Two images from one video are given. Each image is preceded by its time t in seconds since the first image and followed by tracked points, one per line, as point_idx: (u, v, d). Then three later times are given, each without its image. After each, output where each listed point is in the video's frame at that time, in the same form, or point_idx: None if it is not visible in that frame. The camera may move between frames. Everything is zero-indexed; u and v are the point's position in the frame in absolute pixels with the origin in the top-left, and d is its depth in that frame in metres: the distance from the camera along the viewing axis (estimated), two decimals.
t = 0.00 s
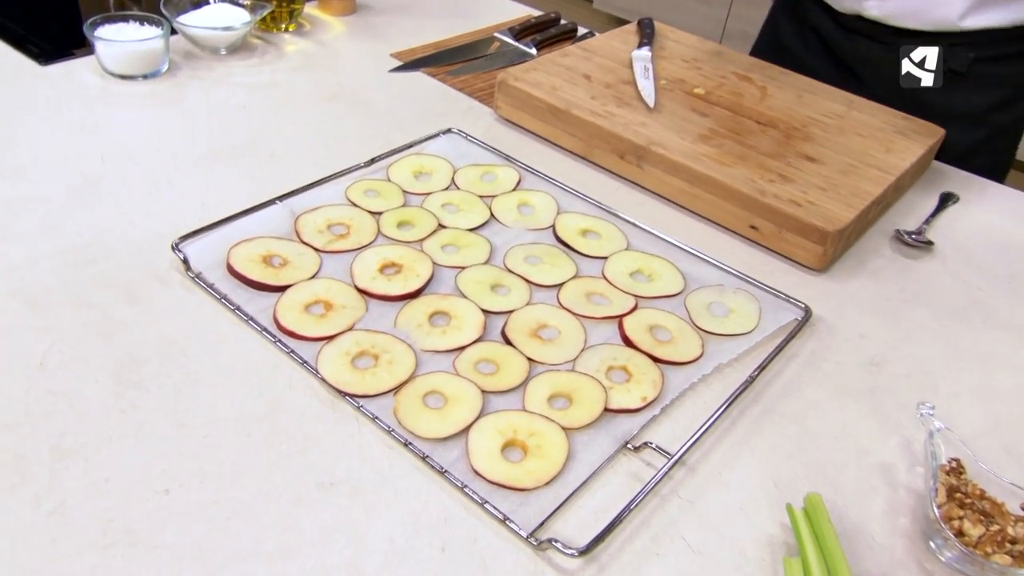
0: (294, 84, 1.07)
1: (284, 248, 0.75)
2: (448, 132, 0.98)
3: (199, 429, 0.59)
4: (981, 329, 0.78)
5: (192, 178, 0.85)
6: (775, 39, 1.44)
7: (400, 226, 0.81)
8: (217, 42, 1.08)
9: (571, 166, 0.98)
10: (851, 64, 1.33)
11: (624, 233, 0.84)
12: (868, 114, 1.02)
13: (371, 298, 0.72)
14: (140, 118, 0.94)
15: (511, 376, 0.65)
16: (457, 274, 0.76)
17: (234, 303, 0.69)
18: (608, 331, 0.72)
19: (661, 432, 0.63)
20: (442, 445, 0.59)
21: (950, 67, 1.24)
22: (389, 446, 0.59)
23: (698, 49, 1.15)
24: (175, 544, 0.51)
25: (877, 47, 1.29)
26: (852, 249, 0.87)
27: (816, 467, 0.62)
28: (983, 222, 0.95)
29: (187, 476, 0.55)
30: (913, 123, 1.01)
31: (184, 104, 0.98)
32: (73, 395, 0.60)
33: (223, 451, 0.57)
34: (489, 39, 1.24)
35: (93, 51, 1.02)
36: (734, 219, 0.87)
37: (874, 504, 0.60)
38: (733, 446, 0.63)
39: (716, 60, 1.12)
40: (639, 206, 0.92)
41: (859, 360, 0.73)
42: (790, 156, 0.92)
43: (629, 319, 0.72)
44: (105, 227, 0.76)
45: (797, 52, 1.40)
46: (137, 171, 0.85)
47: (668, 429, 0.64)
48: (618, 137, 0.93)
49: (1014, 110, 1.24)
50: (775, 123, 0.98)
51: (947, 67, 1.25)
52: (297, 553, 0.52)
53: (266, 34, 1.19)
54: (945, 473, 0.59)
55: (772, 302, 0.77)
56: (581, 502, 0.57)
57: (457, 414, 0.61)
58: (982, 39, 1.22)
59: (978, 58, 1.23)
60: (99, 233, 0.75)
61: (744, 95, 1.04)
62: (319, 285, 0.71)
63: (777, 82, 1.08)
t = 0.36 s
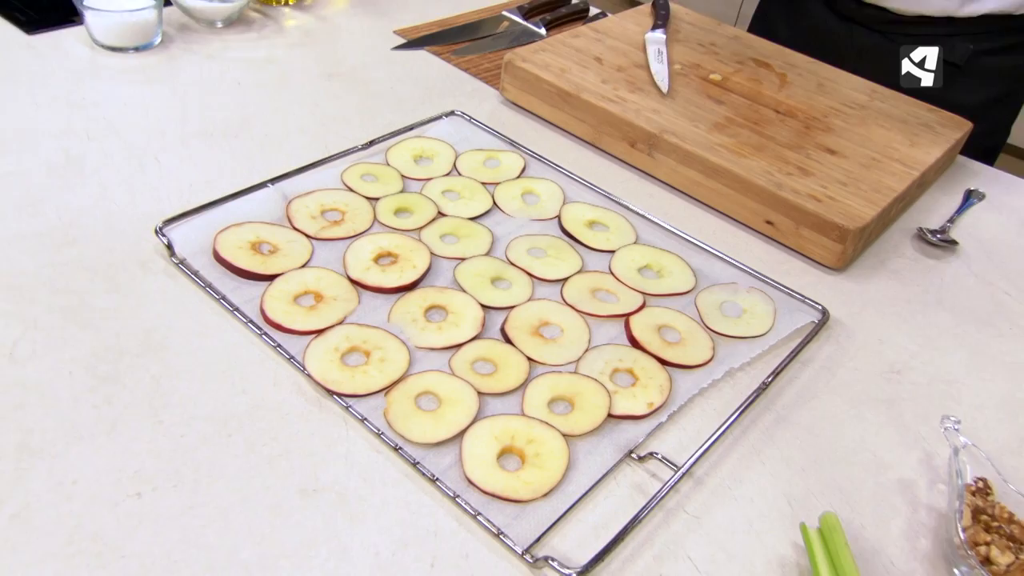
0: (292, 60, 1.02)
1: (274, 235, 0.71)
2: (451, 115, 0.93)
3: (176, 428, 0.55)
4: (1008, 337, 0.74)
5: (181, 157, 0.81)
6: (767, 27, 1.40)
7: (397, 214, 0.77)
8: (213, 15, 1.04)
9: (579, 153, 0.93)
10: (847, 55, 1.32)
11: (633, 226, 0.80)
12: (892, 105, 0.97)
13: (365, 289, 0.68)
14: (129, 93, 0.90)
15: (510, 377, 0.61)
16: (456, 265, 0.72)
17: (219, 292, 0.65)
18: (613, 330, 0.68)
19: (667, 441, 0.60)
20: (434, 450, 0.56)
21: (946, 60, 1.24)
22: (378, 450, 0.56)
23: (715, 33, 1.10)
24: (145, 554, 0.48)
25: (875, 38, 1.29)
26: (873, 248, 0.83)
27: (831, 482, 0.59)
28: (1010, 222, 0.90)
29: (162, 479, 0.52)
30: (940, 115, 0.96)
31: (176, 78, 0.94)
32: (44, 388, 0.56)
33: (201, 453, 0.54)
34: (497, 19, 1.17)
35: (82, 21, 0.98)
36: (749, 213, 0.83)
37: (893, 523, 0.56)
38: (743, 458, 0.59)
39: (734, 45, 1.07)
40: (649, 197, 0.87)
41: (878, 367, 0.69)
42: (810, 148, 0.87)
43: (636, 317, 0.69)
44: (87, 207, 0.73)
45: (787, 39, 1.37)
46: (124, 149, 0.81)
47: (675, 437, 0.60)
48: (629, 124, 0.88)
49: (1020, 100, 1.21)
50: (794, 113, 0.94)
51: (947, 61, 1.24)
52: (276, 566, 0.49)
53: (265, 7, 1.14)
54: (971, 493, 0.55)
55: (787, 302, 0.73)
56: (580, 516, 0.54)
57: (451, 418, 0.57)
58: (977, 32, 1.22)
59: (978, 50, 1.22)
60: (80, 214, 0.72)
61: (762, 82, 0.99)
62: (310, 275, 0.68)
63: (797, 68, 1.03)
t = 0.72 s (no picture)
0: (288, 37, 0.98)
1: (263, 222, 0.67)
2: (453, 98, 0.89)
3: (152, 428, 0.52)
4: None
5: (167, 137, 0.77)
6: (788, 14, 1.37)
7: (394, 202, 0.73)
8: None
9: (586, 142, 0.89)
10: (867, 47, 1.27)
11: (642, 219, 0.76)
12: (914, 97, 0.92)
13: (358, 282, 0.64)
14: (115, 68, 0.85)
15: (509, 380, 0.58)
16: (454, 258, 0.68)
17: (203, 281, 0.62)
18: (619, 331, 0.65)
19: (675, 452, 0.56)
20: (428, 458, 0.52)
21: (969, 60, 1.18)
22: (368, 456, 0.53)
23: (730, 18, 1.05)
24: (113, 566, 0.45)
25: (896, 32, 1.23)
26: (892, 248, 0.79)
27: (848, 498, 0.55)
28: None
29: (135, 485, 0.48)
30: (964, 109, 0.92)
31: (165, 54, 0.90)
32: (11, 383, 0.53)
33: (177, 456, 0.50)
34: None
35: None
36: (764, 208, 0.79)
37: (915, 545, 0.53)
38: (755, 471, 0.56)
39: (749, 31, 1.03)
40: (659, 189, 0.83)
41: (898, 375, 0.66)
42: (829, 141, 0.83)
43: (644, 316, 0.65)
44: (66, 188, 0.69)
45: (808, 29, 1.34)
46: (107, 126, 0.77)
47: (683, 448, 0.56)
48: (639, 112, 0.84)
49: None
50: (812, 103, 0.89)
51: (967, 61, 1.18)
52: None
53: None
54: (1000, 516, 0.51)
55: (803, 304, 0.69)
56: (581, 531, 0.50)
57: (446, 423, 0.53)
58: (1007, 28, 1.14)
59: (1004, 51, 1.15)
60: (58, 195, 0.68)
61: (778, 71, 0.95)
62: (300, 266, 0.64)
63: (815, 57, 0.98)
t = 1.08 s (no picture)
0: (290, 20, 0.94)
1: (260, 213, 0.64)
2: (461, 86, 0.85)
3: (136, 432, 0.49)
4: None
5: (162, 122, 0.73)
6: None
7: (398, 194, 0.70)
8: None
9: (599, 133, 0.85)
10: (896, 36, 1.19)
11: (657, 216, 0.73)
12: (944, 92, 0.88)
13: (359, 279, 0.61)
14: (109, 49, 0.82)
15: (517, 386, 0.54)
16: (461, 255, 0.65)
17: (195, 276, 0.58)
18: (634, 334, 0.61)
19: (693, 466, 0.53)
20: (430, 469, 0.49)
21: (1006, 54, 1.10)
22: (366, 466, 0.49)
23: (751, 5, 1.01)
24: None
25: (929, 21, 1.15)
26: (919, 250, 0.76)
27: (876, 517, 0.52)
28: None
29: (117, 495, 0.45)
30: (995, 105, 0.88)
31: (161, 35, 0.86)
32: None
33: (162, 463, 0.47)
34: None
35: None
36: (785, 206, 0.76)
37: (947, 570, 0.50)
38: (777, 487, 0.53)
39: (771, 19, 0.98)
40: (675, 184, 0.80)
41: (927, 385, 0.62)
42: (854, 136, 0.79)
43: (660, 320, 0.61)
44: (54, 175, 0.65)
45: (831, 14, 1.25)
46: (99, 110, 0.73)
47: (701, 461, 0.53)
48: (656, 103, 0.80)
49: None
50: (837, 96, 0.85)
51: (1001, 53, 1.10)
52: None
53: None
54: None
55: (828, 308, 0.65)
56: (593, 551, 0.47)
57: (450, 432, 0.50)
58: None
59: None
60: (45, 182, 0.64)
61: (801, 61, 0.91)
62: (298, 261, 0.60)
63: (839, 47, 0.94)
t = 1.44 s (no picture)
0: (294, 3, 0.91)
1: (261, 204, 0.61)
2: (472, 73, 0.82)
3: (126, 435, 0.46)
4: None
5: (159, 107, 0.70)
6: None
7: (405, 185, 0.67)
8: None
9: (615, 124, 0.82)
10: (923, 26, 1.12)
11: (676, 210, 0.70)
12: (974, 84, 0.85)
13: (364, 274, 0.58)
14: (106, 31, 0.79)
15: (530, 389, 0.51)
16: (471, 249, 0.62)
17: (192, 268, 0.55)
18: (652, 335, 0.58)
19: (715, 476, 0.50)
20: (437, 477, 0.46)
21: None
22: (370, 473, 0.47)
23: None
24: None
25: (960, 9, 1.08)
26: (949, 248, 0.72)
27: (910, 533, 0.49)
28: None
29: (105, 502, 0.43)
30: None
31: (160, 17, 0.83)
32: None
33: (153, 468, 0.44)
34: None
35: None
36: (810, 201, 0.72)
37: None
38: (805, 499, 0.50)
39: (793, 6, 0.95)
40: (694, 178, 0.77)
41: (961, 392, 0.59)
42: (882, 129, 0.76)
43: (680, 320, 0.58)
44: (46, 162, 0.62)
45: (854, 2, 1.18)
46: (94, 94, 0.70)
47: (725, 471, 0.50)
48: (675, 92, 0.77)
49: None
50: (863, 87, 0.82)
51: None
52: None
53: None
54: None
55: (855, 309, 0.62)
56: (610, 567, 0.44)
57: (458, 437, 0.47)
58: None
59: None
60: (37, 169, 0.62)
61: (825, 50, 0.87)
62: (300, 254, 0.58)
63: (865, 36, 0.90)
